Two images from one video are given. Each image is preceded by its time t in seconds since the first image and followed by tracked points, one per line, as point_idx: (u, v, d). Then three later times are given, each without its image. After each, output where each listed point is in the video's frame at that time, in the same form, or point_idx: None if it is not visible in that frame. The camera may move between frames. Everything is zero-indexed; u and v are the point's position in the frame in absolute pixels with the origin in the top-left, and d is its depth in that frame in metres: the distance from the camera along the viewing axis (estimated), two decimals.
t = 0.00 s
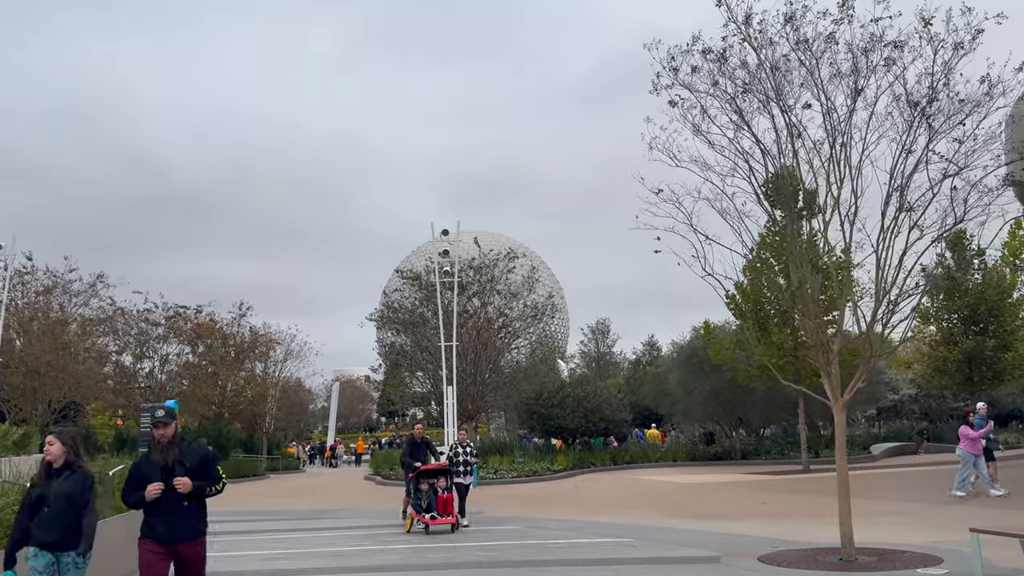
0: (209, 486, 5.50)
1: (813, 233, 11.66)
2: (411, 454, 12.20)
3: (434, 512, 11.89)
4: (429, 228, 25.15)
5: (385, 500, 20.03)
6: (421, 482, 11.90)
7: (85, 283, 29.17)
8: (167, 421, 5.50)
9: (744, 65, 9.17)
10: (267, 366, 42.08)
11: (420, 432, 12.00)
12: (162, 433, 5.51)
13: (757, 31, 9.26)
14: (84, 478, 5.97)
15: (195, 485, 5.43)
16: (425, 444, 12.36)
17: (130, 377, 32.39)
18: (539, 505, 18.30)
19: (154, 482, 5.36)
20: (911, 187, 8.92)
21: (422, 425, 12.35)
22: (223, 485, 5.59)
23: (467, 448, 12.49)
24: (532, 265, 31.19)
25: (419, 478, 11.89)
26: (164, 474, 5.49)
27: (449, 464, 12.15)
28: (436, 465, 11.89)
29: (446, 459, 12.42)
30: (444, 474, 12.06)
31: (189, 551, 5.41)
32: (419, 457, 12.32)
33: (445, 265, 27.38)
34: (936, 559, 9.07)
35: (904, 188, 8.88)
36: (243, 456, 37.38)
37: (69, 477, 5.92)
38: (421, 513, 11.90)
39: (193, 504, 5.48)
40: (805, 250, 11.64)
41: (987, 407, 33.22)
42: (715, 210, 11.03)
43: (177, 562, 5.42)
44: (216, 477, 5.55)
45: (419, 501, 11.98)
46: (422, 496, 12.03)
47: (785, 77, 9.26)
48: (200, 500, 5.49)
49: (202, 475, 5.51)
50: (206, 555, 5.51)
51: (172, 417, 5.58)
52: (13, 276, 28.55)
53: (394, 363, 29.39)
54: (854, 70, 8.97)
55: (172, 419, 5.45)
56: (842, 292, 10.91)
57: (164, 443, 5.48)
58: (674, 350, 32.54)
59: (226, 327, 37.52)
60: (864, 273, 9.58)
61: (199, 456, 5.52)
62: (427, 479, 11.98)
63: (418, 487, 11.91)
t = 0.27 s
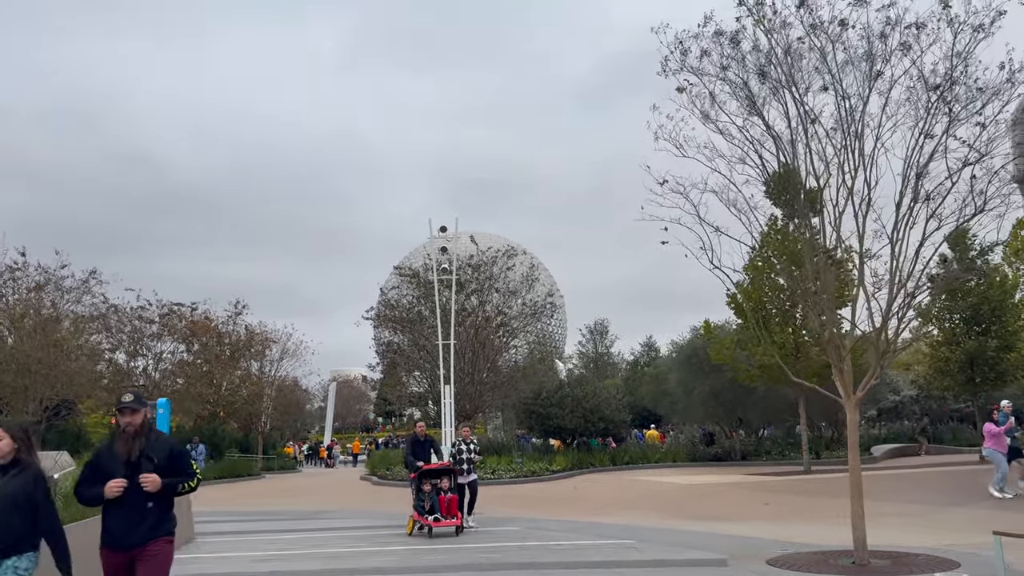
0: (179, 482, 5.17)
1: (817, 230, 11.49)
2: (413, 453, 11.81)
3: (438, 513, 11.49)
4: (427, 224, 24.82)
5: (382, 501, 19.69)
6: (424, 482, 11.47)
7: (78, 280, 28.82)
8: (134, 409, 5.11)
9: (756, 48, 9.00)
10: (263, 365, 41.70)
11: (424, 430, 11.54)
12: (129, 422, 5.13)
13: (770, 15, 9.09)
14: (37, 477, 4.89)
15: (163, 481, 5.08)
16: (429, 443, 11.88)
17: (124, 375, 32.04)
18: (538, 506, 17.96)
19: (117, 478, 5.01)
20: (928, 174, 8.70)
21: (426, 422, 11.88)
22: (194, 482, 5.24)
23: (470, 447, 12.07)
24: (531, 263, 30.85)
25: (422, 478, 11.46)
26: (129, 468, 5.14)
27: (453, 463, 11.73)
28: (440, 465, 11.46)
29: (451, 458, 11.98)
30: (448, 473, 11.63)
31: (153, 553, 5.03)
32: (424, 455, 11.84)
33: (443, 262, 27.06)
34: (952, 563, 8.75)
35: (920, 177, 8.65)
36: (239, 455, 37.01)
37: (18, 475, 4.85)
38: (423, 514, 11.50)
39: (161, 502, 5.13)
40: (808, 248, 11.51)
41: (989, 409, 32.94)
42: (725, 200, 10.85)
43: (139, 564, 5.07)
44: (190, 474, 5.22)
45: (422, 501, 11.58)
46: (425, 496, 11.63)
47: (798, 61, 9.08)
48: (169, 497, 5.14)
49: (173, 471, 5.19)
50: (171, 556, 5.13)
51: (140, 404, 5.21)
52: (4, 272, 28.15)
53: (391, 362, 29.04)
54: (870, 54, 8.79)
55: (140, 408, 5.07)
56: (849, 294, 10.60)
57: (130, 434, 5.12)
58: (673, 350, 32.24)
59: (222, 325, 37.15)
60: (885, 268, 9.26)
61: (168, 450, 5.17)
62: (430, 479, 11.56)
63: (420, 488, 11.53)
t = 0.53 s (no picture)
0: (137, 516, 4.43)
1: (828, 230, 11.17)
2: (416, 459, 11.26)
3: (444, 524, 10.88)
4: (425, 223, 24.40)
5: (379, 506, 19.26)
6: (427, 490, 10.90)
7: (70, 280, 28.39)
8: (101, 422, 4.42)
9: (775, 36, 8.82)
10: (260, 367, 41.27)
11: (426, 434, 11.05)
12: (93, 437, 4.44)
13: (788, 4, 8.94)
14: None
15: (118, 512, 4.35)
16: (431, 447, 11.37)
17: (117, 376, 31.61)
18: (538, 512, 17.54)
19: (67, 503, 4.32)
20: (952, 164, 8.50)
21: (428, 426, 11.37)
22: (156, 517, 4.52)
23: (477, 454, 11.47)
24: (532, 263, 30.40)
25: (425, 486, 10.89)
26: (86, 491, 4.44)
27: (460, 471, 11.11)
28: (445, 472, 10.86)
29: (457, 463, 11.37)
30: (454, 481, 11.02)
31: None
32: (426, 461, 11.32)
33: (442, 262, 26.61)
34: None
35: (944, 171, 8.47)
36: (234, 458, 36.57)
37: None
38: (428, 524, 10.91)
39: (114, 537, 4.39)
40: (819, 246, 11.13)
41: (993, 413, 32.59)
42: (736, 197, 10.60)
43: None
44: (154, 507, 4.52)
45: (426, 510, 11.00)
46: (429, 505, 11.03)
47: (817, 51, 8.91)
48: (123, 532, 4.40)
49: (130, 500, 4.45)
50: None
51: (112, 415, 4.52)
52: None
53: (388, 364, 28.62)
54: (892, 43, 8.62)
55: (106, 423, 4.38)
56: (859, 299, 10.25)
57: (91, 451, 4.42)
58: (674, 352, 31.80)
59: (217, 326, 36.71)
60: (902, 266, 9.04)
61: (132, 475, 4.46)
62: (434, 486, 10.97)
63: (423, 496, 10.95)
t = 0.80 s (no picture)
0: (104, 520, 3.75)
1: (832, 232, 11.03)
2: (428, 460, 10.77)
3: (459, 527, 10.35)
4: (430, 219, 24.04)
5: (381, 507, 18.88)
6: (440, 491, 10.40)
7: (69, 276, 28.01)
8: (59, 405, 3.70)
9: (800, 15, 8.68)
10: (261, 366, 40.91)
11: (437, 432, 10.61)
12: (47, 425, 3.73)
13: None
14: None
15: (79, 517, 3.66)
16: (444, 447, 10.89)
17: (116, 374, 31.25)
18: (545, 514, 17.14)
19: (15, 505, 3.65)
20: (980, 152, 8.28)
21: (440, 425, 10.93)
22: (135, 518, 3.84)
23: (493, 453, 11.00)
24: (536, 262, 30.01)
25: (437, 487, 10.39)
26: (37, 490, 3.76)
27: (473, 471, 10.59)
28: (458, 472, 10.37)
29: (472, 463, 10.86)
30: (468, 481, 10.50)
31: None
32: (438, 461, 10.84)
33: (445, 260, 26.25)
34: None
35: (974, 157, 8.21)
36: (235, 457, 36.21)
37: None
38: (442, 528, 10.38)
39: (76, 546, 3.71)
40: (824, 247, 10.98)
41: (1003, 415, 32.22)
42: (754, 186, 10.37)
43: None
44: (124, 504, 3.81)
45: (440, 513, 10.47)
46: (442, 508, 10.49)
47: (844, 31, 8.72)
48: (88, 539, 3.74)
49: (98, 501, 3.77)
50: None
51: (72, 398, 3.80)
52: None
53: (391, 362, 28.24)
54: (919, 25, 8.45)
55: (63, 407, 3.66)
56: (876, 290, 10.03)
57: (46, 441, 3.71)
58: (679, 352, 31.39)
59: (218, 324, 36.35)
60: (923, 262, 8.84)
61: (97, 469, 3.77)
62: (447, 487, 10.47)
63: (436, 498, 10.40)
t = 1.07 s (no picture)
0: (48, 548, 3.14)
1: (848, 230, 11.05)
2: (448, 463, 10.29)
3: (480, 534, 9.81)
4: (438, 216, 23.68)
5: (388, 509, 18.53)
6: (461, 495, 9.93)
7: (73, 274, 27.69)
8: None
9: None
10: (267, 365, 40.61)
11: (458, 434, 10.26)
12: None
13: None
14: None
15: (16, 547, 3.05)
16: (465, 452, 10.49)
17: (120, 373, 30.96)
18: (556, 517, 16.77)
19: None
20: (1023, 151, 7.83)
21: (461, 429, 10.60)
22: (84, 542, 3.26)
23: (514, 455, 10.33)
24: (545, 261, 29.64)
25: (458, 490, 9.94)
26: None
27: (495, 476, 10.17)
28: (479, 475, 9.94)
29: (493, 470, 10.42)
30: (489, 486, 10.07)
31: None
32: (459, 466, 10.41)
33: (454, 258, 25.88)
34: None
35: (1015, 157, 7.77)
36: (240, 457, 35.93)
37: None
38: (463, 535, 9.83)
39: None
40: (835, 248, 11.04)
41: (1018, 418, 31.75)
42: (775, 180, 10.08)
43: None
44: (72, 531, 3.22)
45: (460, 519, 9.95)
46: (463, 514, 9.95)
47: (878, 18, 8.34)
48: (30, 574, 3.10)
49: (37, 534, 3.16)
50: None
51: None
52: None
53: (397, 362, 27.90)
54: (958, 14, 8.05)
55: None
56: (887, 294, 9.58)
57: None
58: (690, 353, 30.94)
59: (223, 323, 36.07)
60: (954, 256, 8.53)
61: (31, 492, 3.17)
62: (467, 492, 10.01)
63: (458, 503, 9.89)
